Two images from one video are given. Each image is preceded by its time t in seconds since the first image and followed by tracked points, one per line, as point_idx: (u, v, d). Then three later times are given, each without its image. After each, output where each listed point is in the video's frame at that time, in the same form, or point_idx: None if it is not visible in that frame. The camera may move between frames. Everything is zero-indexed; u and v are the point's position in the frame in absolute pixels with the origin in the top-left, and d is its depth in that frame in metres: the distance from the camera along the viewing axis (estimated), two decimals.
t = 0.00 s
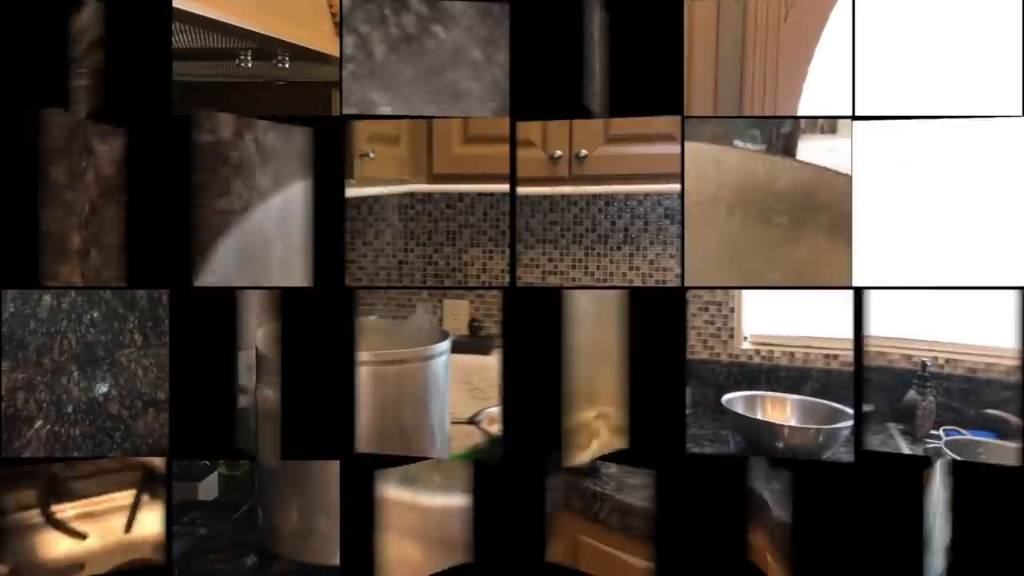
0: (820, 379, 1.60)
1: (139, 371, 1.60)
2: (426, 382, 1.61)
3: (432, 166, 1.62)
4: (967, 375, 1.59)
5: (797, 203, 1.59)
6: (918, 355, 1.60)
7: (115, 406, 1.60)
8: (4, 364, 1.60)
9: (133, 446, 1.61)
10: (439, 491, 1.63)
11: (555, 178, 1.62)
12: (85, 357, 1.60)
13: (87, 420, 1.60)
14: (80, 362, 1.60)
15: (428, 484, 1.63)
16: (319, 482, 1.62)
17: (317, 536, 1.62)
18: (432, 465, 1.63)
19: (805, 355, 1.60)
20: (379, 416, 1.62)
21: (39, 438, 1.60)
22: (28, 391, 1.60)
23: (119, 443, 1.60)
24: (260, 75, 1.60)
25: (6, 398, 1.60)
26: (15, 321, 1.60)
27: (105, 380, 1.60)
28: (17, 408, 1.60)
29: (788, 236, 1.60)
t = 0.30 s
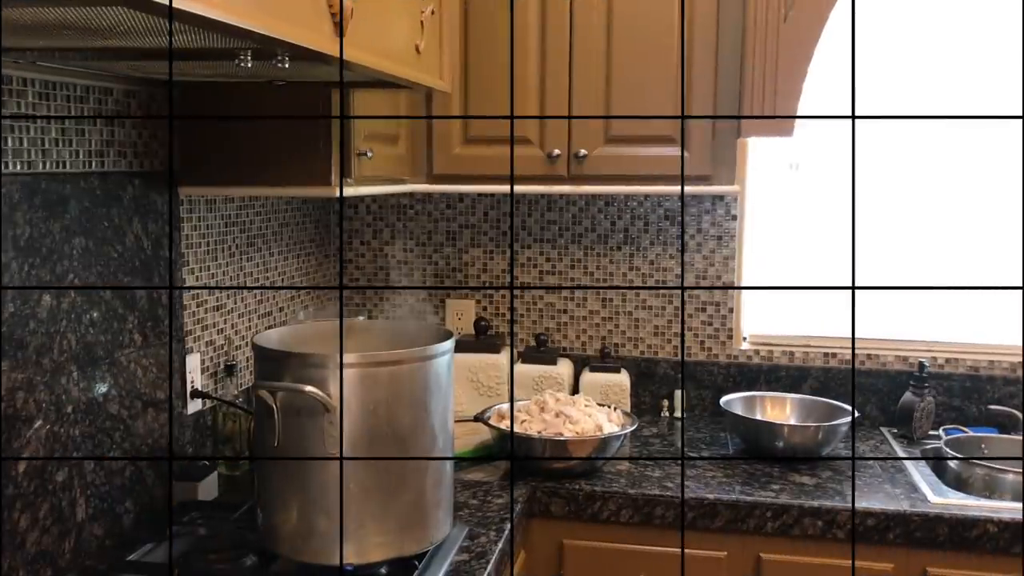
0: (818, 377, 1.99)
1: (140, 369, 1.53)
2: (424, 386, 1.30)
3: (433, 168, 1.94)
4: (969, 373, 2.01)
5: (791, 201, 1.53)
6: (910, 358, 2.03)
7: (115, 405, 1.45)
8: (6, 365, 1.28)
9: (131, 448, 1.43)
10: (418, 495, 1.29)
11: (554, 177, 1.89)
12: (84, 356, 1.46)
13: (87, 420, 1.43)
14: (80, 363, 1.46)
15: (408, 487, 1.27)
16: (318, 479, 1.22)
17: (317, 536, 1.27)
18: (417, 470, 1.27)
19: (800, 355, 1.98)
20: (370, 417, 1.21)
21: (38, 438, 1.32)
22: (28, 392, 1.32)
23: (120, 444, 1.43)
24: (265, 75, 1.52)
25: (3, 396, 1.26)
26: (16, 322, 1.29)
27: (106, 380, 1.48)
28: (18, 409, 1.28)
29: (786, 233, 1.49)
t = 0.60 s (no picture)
0: (818, 377, 2.14)
1: (138, 367, 1.51)
2: (426, 386, 1.25)
3: (432, 167, 1.94)
4: (969, 374, 2.08)
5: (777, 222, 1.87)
6: (906, 359, 2.11)
7: (114, 406, 1.45)
8: (4, 365, 1.20)
9: (129, 447, 1.49)
10: (418, 495, 1.27)
11: (553, 175, 1.90)
12: (85, 357, 1.37)
13: (87, 420, 1.38)
14: (80, 363, 1.36)
15: (408, 487, 1.26)
16: (317, 481, 1.22)
17: (317, 537, 1.23)
18: (416, 470, 1.26)
19: (799, 355, 2.15)
20: (369, 417, 1.21)
21: (38, 440, 1.27)
22: (28, 391, 1.25)
23: (119, 443, 1.47)
24: (259, 75, 1.39)
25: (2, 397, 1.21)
26: (16, 322, 1.23)
27: (105, 380, 1.42)
28: (17, 409, 1.23)
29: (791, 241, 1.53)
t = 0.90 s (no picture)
0: (818, 377, 2.14)
1: (138, 368, 1.51)
2: (425, 386, 1.25)
3: (432, 167, 1.94)
4: (969, 374, 2.08)
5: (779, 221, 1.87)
6: (906, 359, 2.11)
7: (114, 406, 1.45)
8: (4, 365, 1.20)
9: (129, 447, 1.49)
10: (418, 495, 1.27)
11: (553, 176, 1.90)
12: (85, 357, 1.37)
13: (87, 420, 1.38)
14: (80, 363, 1.36)
15: (408, 487, 1.26)
16: (317, 480, 1.22)
17: (317, 537, 1.23)
18: (416, 471, 1.26)
19: (799, 355, 2.15)
20: (369, 417, 1.21)
21: (38, 440, 1.27)
22: (28, 392, 1.25)
23: (119, 443, 1.47)
24: (259, 75, 1.39)
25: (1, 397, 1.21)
26: (16, 322, 1.23)
27: (105, 379, 1.42)
28: (18, 409, 1.23)
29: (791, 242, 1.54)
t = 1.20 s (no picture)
0: (818, 377, 2.14)
1: (138, 368, 1.51)
2: (425, 387, 1.25)
3: (432, 167, 1.94)
4: (969, 374, 2.08)
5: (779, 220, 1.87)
6: (907, 359, 2.11)
7: (114, 406, 1.45)
8: (4, 365, 1.20)
9: (130, 446, 1.49)
10: (418, 495, 1.27)
11: (553, 176, 1.90)
12: (85, 357, 1.37)
13: (87, 420, 1.38)
14: (80, 363, 1.36)
15: (408, 487, 1.26)
16: (317, 480, 1.22)
17: (317, 537, 1.23)
18: (415, 471, 1.26)
19: (799, 356, 2.15)
20: (369, 417, 1.21)
21: (38, 440, 1.27)
22: (28, 392, 1.25)
23: (119, 443, 1.47)
24: (259, 75, 1.39)
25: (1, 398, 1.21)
26: (16, 322, 1.22)
27: (105, 379, 1.42)
28: (18, 409, 1.23)
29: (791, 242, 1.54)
